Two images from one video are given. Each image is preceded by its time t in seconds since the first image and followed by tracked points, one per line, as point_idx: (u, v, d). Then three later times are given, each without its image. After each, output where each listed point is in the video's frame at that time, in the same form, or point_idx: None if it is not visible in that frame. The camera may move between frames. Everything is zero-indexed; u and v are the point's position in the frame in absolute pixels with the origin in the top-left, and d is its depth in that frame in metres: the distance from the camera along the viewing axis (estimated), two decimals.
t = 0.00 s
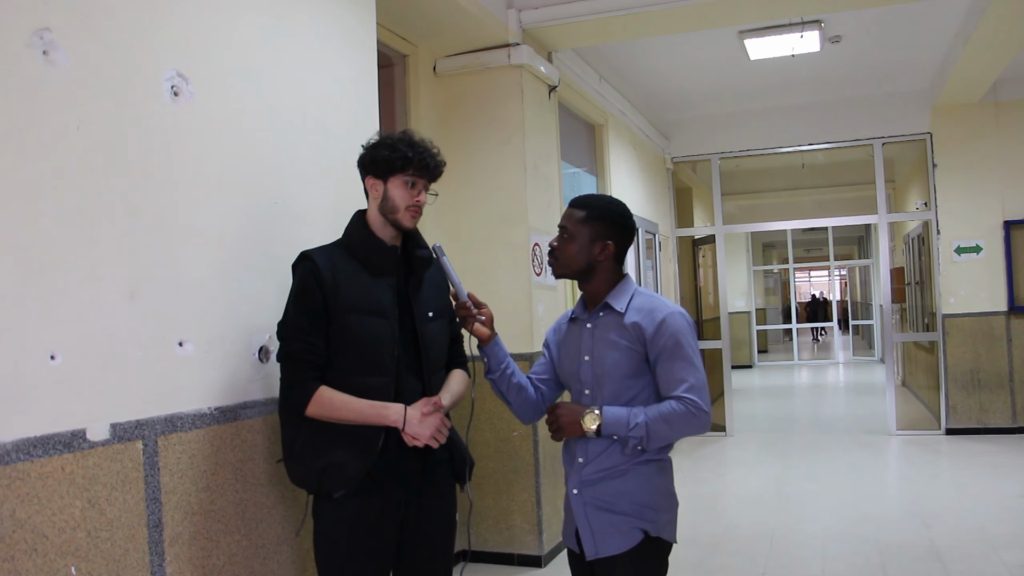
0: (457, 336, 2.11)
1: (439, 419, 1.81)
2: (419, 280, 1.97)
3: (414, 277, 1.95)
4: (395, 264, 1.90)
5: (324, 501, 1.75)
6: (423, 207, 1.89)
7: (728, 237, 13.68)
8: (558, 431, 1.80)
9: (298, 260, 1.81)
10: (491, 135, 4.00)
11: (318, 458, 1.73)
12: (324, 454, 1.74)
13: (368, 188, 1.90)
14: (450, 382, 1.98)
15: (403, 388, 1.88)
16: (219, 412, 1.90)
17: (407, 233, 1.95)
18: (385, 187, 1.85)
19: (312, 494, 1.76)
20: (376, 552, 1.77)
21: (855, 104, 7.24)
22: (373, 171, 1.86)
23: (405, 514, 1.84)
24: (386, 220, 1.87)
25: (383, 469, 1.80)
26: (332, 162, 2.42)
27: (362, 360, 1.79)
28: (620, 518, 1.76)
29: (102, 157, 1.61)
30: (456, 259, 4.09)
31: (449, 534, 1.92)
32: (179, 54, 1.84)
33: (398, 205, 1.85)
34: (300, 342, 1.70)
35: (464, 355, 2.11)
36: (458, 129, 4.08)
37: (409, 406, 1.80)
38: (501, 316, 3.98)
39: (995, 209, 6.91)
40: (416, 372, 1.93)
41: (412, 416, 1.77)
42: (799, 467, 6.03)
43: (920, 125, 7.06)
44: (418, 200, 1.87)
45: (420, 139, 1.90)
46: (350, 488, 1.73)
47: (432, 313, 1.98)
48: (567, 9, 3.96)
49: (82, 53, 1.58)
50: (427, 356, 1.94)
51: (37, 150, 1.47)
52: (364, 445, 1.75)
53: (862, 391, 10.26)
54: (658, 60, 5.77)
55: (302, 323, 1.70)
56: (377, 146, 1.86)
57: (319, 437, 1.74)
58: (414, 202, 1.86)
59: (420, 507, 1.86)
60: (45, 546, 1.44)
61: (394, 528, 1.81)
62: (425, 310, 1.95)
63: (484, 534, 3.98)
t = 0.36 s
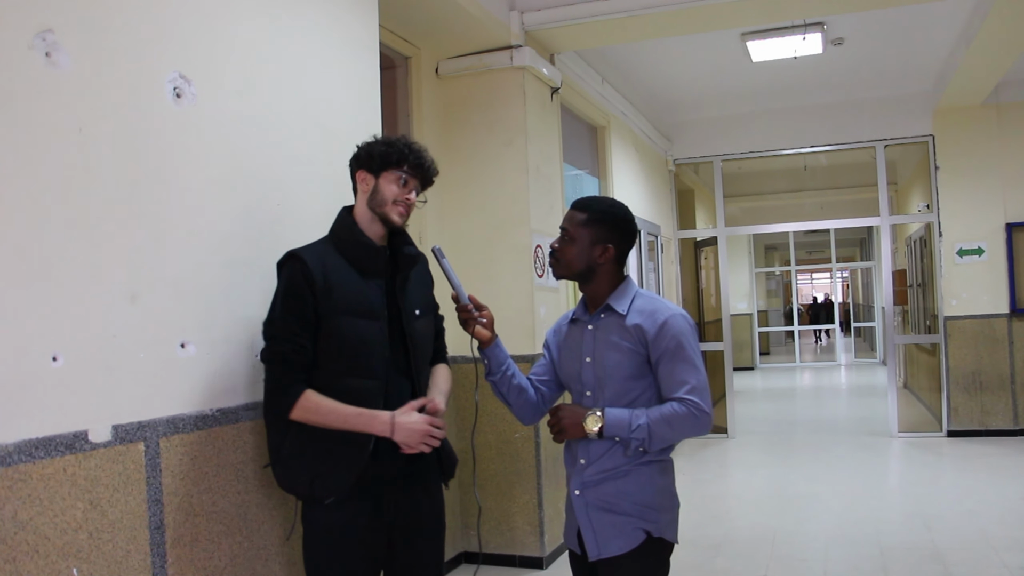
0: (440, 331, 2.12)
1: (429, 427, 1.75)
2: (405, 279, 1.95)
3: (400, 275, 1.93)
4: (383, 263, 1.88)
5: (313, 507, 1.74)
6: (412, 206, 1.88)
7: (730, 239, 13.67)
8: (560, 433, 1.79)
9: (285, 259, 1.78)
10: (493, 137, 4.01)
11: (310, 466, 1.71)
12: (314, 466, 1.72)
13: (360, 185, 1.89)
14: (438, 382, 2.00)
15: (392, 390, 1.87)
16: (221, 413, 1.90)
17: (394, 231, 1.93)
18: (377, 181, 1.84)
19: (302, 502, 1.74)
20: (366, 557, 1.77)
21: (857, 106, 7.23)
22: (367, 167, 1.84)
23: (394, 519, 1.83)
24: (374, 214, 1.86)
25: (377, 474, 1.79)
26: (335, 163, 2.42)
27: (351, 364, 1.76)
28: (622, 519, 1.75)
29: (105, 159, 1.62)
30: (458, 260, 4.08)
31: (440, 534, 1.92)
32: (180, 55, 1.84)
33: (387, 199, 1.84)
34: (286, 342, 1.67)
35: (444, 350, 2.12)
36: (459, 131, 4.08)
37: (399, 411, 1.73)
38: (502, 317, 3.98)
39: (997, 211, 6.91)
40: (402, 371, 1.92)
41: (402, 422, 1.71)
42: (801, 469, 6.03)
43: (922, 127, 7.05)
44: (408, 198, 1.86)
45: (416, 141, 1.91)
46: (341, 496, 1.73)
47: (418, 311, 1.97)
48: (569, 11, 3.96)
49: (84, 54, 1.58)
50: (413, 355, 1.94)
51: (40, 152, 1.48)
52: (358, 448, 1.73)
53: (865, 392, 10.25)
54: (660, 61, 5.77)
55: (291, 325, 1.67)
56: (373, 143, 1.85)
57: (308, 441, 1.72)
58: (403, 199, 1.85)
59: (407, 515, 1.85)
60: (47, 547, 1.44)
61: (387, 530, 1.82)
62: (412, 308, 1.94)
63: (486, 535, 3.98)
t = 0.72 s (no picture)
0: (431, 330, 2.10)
1: (403, 421, 1.66)
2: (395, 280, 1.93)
3: (389, 276, 1.91)
4: (370, 265, 1.85)
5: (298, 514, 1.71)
6: (399, 206, 1.85)
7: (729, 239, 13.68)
8: (558, 434, 1.79)
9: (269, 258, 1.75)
10: (493, 137, 4.01)
11: (292, 472, 1.67)
12: (293, 461, 1.68)
13: (344, 183, 1.85)
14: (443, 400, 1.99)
15: (377, 392, 1.83)
16: (221, 414, 1.90)
17: (381, 232, 1.90)
18: (364, 182, 1.80)
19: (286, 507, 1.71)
20: (353, 562, 1.74)
21: (857, 106, 7.24)
22: (352, 166, 1.80)
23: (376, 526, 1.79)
24: (361, 216, 1.82)
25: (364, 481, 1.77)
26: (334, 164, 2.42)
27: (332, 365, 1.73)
28: (622, 519, 1.75)
29: (104, 159, 1.61)
30: (458, 261, 4.08)
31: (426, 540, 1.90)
32: (179, 56, 1.84)
33: (376, 200, 1.80)
34: (265, 338, 1.63)
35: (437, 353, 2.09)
36: (459, 131, 4.08)
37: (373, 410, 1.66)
38: (502, 318, 3.98)
39: (996, 212, 6.91)
40: (391, 373, 1.89)
41: (371, 418, 1.63)
42: (800, 469, 6.03)
43: (921, 127, 7.06)
44: (396, 198, 1.83)
45: (402, 139, 1.87)
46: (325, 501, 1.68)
47: (410, 313, 1.95)
48: (568, 11, 3.96)
49: (82, 55, 1.58)
50: (403, 357, 1.91)
51: (39, 153, 1.48)
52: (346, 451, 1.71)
53: (864, 393, 10.26)
54: (659, 62, 5.77)
55: (275, 325, 1.65)
56: (360, 142, 1.81)
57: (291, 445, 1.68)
58: (391, 199, 1.82)
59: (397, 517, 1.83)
60: (46, 548, 1.43)
61: (374, 537, 1.79)
62: (403, 310, 1.91)
63: (485, 536, 3.98)
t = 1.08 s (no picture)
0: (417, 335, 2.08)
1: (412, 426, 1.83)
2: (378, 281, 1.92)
3: (373, 278, 1.90)
4: (355, 266, 1.85)
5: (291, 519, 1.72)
6: (385, 206, 1.86)
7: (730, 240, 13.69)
8: (559, 433, 1.79)
9: (254, 263, 1.76)
10: (493, 137, 4.01)
11: (285, 476, 1.68)
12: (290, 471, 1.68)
13: (329, 190, 1.85)
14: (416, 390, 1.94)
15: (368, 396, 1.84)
16: (222, 414, 1.90)
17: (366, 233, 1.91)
18: (349, 185, 1.81)
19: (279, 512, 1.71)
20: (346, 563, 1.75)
21: (857, 107, 7.24)
22: (336, 168, 1.81)
23: (370, 528, 1.80)
24: (346, 219, 1.83)
25: (351, 485, 1.78)
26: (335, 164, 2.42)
27: (325, 368, 1.74)
28: (621, 519, 1.76)
29: (105, 159, 1.62)
30: (458, 261, 4.08)
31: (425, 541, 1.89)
32: (181, 56, 1.84)
33: (360, 203, 1.82)
34: (268, 344, 1.64)
35: (427, 358, 2.07)
36: (459, 132, 4.08)
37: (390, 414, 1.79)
38: (501, 318, 3.99)
39: (997, 213, 6.92)
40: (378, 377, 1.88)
41: (393, 420, 1.77)
42: (800, 470, 6.03)
43: (921, 128, 7.06)
44: (381, 199, 1.85)
45: (384, 139, 1.88)
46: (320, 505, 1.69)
47: (393, 314, 1.94)
48: (568, 12, 3.97)
49: (84, 55, 1.59)
50: (388, 359, 1.90)
51: (41, 153, 1.48)
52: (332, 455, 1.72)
53: (864, 394, 10.26)
54: (660, 62, 5.77)
55: (267, 328, 1.65)
56: (342, 146, 1.80)
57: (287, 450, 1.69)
58: (376, 201, 1.84)
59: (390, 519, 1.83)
60: (48, 548, 1.44)
61: (366, 540, 1.80)
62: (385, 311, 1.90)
63: (484, 536, 3.98)
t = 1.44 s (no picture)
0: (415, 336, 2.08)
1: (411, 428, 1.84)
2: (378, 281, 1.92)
3: (372, 278, 1.90)
4: (354, 266, 1.84)
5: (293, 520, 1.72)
6: (379, 206, 1.86)
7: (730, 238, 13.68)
8: (573, 432, 1.78)
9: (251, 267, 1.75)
10: (493, 137, 4.01)
11: (285, 478, 1.68)
12: (290, 474, 1.68)
13: (324, 195, 1.83)
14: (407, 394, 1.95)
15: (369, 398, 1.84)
16: (222, 414, 1.90)
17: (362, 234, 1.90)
18: (343, 187, 1.80)
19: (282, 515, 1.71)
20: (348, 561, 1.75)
21: (857, 105, 7.24)
22: (329, 171, 1.80)
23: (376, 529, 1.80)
24: (343, 221, 1.83)
25: (355, 486, 1.78)
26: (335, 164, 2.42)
27: (325, 370, 1.74)
28: (631, 516, 1.75)
29: (107, 160, 1.62)
30: (458, 261, 4.08)
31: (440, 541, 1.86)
32: (182, 56, 1.84)
33: (356, 204, 1.82)
34: (266, 351, 1.65)
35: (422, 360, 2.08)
36: (459, 131, 4.09)
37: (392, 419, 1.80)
38: (502, 317, 3.99)
39: (996, 211, 6.92)
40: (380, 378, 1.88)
41: (395, 425, 1.79)
42: (801, 468, 6.03)
43: (921, 127, 7.06)
44: (375, 199, 1.84)
45: (374, 137, 1.87)
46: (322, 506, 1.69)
47: (394, 315, 1.94)
48: (568, 11, 3.97)
49: (84, 55, 1.58)
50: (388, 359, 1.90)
51: (41, 153, 1.48)
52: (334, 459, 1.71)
53: (864, 392, 10.26)
54: (660, 61, 5.77)
55: (265, 332, 1.65)
56: (336, 149, 1.79)
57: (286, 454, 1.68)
58: (371, 202, 1.83)
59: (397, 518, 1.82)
60: (49, 549, 1.44)
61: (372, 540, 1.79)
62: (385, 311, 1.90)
63: (485, 535, 3.99)
